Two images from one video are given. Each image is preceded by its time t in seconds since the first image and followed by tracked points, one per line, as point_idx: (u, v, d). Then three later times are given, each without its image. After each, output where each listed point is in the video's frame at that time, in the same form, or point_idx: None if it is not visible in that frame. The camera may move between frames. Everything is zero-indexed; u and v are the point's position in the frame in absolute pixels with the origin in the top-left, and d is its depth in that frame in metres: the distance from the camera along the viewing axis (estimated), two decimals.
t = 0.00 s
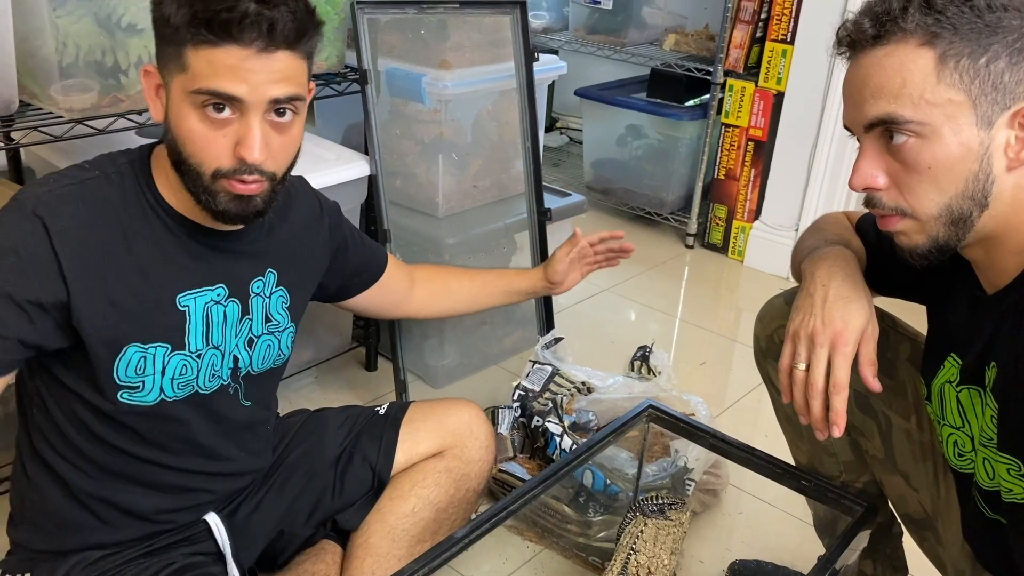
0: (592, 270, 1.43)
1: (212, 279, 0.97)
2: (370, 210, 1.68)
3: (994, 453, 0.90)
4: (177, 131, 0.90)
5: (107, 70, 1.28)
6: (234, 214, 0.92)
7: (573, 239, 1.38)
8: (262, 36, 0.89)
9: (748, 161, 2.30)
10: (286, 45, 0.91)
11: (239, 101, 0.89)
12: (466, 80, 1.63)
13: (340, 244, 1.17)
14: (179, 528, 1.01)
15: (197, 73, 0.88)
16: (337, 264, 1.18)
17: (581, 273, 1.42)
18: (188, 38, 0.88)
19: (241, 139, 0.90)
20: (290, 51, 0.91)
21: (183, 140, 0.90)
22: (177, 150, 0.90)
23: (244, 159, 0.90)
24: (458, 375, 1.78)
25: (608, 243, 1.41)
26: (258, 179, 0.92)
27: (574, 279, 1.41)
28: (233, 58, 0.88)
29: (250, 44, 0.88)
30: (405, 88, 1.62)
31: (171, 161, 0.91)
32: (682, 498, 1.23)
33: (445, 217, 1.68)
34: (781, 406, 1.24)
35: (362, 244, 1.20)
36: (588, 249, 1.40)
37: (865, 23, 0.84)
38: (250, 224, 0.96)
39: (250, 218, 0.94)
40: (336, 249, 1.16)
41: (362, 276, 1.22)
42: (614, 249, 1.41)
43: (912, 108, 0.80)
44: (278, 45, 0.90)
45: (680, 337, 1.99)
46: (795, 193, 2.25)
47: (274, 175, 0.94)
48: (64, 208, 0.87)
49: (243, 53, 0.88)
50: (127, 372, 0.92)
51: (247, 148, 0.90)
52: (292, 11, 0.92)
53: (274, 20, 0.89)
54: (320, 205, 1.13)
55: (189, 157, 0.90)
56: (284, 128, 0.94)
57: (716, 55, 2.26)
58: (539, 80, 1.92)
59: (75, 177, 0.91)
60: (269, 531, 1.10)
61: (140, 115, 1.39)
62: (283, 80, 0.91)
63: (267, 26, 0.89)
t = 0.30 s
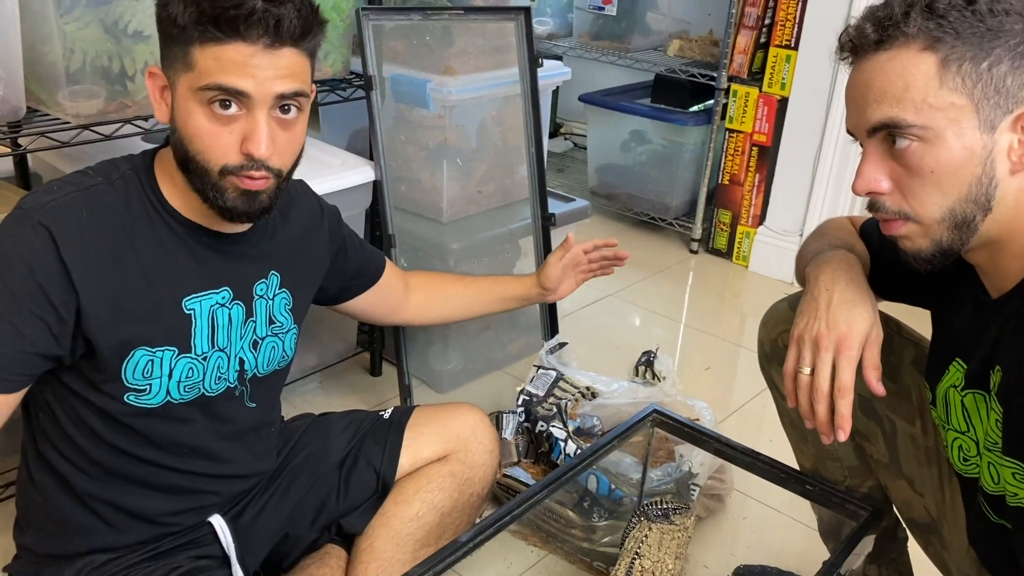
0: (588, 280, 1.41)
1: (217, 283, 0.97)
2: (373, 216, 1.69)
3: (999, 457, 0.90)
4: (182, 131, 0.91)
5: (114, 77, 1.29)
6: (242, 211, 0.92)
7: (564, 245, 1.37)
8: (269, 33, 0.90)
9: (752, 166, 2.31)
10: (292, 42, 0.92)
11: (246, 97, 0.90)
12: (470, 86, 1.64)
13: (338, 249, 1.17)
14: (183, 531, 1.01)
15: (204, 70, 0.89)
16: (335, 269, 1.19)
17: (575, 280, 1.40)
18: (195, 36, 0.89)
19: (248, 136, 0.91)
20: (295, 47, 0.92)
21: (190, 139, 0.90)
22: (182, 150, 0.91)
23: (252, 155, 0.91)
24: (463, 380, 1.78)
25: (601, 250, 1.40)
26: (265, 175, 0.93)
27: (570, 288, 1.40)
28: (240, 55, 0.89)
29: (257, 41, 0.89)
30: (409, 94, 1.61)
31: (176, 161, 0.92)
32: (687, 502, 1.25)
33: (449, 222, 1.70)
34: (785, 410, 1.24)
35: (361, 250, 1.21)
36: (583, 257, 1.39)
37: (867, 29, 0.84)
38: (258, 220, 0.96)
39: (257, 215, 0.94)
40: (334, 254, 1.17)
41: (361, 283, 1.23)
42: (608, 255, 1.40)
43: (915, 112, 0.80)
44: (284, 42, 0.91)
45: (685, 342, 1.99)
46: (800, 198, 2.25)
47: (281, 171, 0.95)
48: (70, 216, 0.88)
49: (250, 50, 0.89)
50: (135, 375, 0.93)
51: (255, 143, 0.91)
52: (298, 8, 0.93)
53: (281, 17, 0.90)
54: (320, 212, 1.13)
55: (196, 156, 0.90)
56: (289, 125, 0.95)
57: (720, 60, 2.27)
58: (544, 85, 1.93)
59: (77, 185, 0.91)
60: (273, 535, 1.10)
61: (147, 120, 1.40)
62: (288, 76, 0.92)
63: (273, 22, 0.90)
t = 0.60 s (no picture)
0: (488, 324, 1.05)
1: (223, 289, 0.97)
2: (377, 222, 1.69)
3: (1003, 462, 0.90)
4: (185, 125, 0.91)
5: (118, 83, 1.30)
6: (249, 197, 0.93)
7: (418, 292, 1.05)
8: (268, 19, 0.91)
9: (755, 171, 2.31)
10: (290, 27, 0.93)
11: (248, 84, 0.90)
12: (474, 92, 1.64)
13: (326, 259, 1.13)
14: (185, 536, 1.01)
15: (206, 59, 0.89)
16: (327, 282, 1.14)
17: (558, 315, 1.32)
18: (196, 28, 0.90)
19: (252, 122, 0.91)
20: (291, 33, 0.94)
21: (194, 131, 0.91)
22: (186, 143, 0.91)
23: (257, 140, 0.91)
24: (466, 385, 1.78)
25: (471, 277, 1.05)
26: (269, 161, 0.93)
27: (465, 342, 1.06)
28: (241, 41, 0.90)
29: (257, 27, 0.90)
30: (414, 101, 1.63)
31: (178, 157, 0.92)
32: (690, 508, 1.25)
33: (453, 228, 1.71)
34: (789, 415, 1.23)
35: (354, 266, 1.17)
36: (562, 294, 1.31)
37: (866, 35, 0.84)
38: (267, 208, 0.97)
39: (263, 202, 0.95)
40: (324, 264, 1.13)
41: (354, 305, 1.17)
42: (483, 286, 1.04)
43: (916, 117, 0.80)
44: (282, 26, 0.93)
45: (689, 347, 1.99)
46: (803, 203, 2.25)
47: (284, 158, 0.95)
48: (84, 237, 0.86)
49: (251, 35, 0.90)
50: (150, 383, 0.92)
51: (259, 129, 0.91)
52: None
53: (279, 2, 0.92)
54: (316, 219, 1.12)
55: (201, 147, 0.91)
56: (289, 113, 0.95)
57: (723, 66, 2.27)
58: (546, 91, 1.93)
59: (82, 205, 0.88)
60: (276, 541, 1.09)
61: (152, 127, 1.41)
62: (286, 61, 0.93)
63: (273, 8, 0.91)
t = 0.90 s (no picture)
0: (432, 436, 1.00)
1: (226, 312, 0.97)
2: (378, 228, 1.69)
3: (1004, 469, 0.89)
4: (189, 130, 0.91)
5: (120, 90, 1.31)
6: (253, 203, 0.92)
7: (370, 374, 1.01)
8: (273, 18, 0.92)
9: (757, 176, 2.31)
10: (293, 25, 0.94)
11: (252, 84, 0.91)
12: (475, 98, 1.65)
13: (321, 275, 1.11)
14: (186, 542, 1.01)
15: (212, 60, 0.90)
16: (325, 296, 1.12)
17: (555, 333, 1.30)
18: (201, 31, 0.91)
19: (257, 123, 0.91)
20: (294, 34, 0.94)
21: (198, 134, 0.91)
22: (190, 150, 0.91)
23: (262, 139, 0.91)
24: (468, 391, 1.78)
25: (435, 388, 0.99)
26: (273, 164, 0.93)
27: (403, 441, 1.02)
28: (247, 40, 0.91)
29: (262, 26, 0.92)
30: (416, 108, 1.63)
31: (183, 167, 0.92)
32: (692, 513, 1.24)
33: (454, 234, 1.71)
34: (790, 421, 1.23)
35: (348, 287, 1.15)
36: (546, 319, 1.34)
37: (862, 43, 0.84)
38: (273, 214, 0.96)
39: (269, 209, 0.94)
40: (320, 279, 1.11)
41: (350, 320, 1.15)
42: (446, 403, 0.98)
43: (912, 124, 0.80)
44: (288, 28, 0.94)
45: (691, 352, 1.99)
46: (805, 208, 2.25)
47: (289, 164, 0.95)
48: (99, 274, 0.86)
49: (255, 33, 0.91)
50: (155, 408, 0.93)
51: (264, 129, 0.91)
52: None
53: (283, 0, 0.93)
54: (318, 232, 1.11)
55: (205, 152, 0.91)
56: (294, 118, 0.96)
57: (725, 71, 2.27)
58: (547, 97, 1.93)
59: (87, 240, 0.87)
60: (278, 547, 1.08)
61: (154, 134, 1.41)
62: (289, 63, 0.93)
63: (278, 7, 0.92)
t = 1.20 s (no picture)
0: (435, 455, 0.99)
1: (227, 325, 0.97)
2: (379, 233, 1.69)
3: (1005, 474, 0.89)
4: (193, 145, 0.91)
5: (121, 97, 1.31)
6: (255, 223, 0.92)
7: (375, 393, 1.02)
8: (281, 35, 0.92)
9: (757, 180, 2.31)
10: (301, 44, 0.94)
11: (258, 103, 0.91)
12: (475, 103, 1.65)
13: (324, 284, 1.11)
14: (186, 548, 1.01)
15: (217, 77, 0.90)
16: (327, 306, 1.11)
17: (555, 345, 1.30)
18: (205, 47, 0.91)
19: (261, 142, 0.91)
20: (302, 53, 0.94)
21: (201, 151, 0.90)
22: (194, 166, 0.91)
23: (265, 158, 0.91)
24: (469, 396, 1.77)
25: (439, 408, 0.99)
26: (277, 183, 0.93)
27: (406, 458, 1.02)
28: (251, 58, 0.91)
29: (269, 43, 0.92)
30: (416, 112, 1.63)
31: (186, 182, 0.92)
32: (693, 519, 1.23)
33: (454, 239, 1.71)
34: (792, 426, 1.23)
35: (351, 295, 1.15)
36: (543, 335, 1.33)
37: (858, 51, 0.85)
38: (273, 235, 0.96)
39: (269, 229, 0.94)
40: (322, 289, 1.10)
41: (354, 327, 1.15)
42: (449, 425, 0.97)
43: (909, 131, 0.80)
44: (295, 44, 0.94)
45: (692, 357, 1.98)
46: (805, 212, 2.25)
47: (292, 182, 0.94)
48: (100, 287, 0.86)
49: (261, 51, 0.91)
50: (156, 421, 0.94)
51: (268, 147, 0.90)
52: (306, 13, 0.96)
53: (291, 18, 0.93)
54: (322, 242, 1.11)
55: (209, 169, 0.90)
56: (300, 135, 0.95)
57: (725, 75, 2.27)
58: (547, 102, 1.93)
59: (89, 254, 0.87)
60: (279, 554, 1.09)
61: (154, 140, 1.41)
62: (296, 81, 0.93)
63: (285, 24, 0.93)
